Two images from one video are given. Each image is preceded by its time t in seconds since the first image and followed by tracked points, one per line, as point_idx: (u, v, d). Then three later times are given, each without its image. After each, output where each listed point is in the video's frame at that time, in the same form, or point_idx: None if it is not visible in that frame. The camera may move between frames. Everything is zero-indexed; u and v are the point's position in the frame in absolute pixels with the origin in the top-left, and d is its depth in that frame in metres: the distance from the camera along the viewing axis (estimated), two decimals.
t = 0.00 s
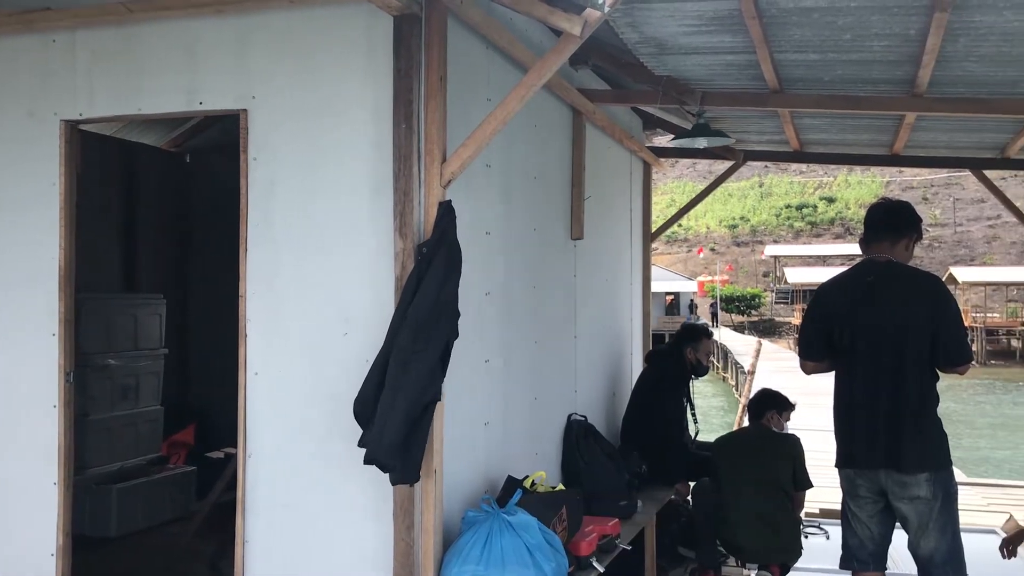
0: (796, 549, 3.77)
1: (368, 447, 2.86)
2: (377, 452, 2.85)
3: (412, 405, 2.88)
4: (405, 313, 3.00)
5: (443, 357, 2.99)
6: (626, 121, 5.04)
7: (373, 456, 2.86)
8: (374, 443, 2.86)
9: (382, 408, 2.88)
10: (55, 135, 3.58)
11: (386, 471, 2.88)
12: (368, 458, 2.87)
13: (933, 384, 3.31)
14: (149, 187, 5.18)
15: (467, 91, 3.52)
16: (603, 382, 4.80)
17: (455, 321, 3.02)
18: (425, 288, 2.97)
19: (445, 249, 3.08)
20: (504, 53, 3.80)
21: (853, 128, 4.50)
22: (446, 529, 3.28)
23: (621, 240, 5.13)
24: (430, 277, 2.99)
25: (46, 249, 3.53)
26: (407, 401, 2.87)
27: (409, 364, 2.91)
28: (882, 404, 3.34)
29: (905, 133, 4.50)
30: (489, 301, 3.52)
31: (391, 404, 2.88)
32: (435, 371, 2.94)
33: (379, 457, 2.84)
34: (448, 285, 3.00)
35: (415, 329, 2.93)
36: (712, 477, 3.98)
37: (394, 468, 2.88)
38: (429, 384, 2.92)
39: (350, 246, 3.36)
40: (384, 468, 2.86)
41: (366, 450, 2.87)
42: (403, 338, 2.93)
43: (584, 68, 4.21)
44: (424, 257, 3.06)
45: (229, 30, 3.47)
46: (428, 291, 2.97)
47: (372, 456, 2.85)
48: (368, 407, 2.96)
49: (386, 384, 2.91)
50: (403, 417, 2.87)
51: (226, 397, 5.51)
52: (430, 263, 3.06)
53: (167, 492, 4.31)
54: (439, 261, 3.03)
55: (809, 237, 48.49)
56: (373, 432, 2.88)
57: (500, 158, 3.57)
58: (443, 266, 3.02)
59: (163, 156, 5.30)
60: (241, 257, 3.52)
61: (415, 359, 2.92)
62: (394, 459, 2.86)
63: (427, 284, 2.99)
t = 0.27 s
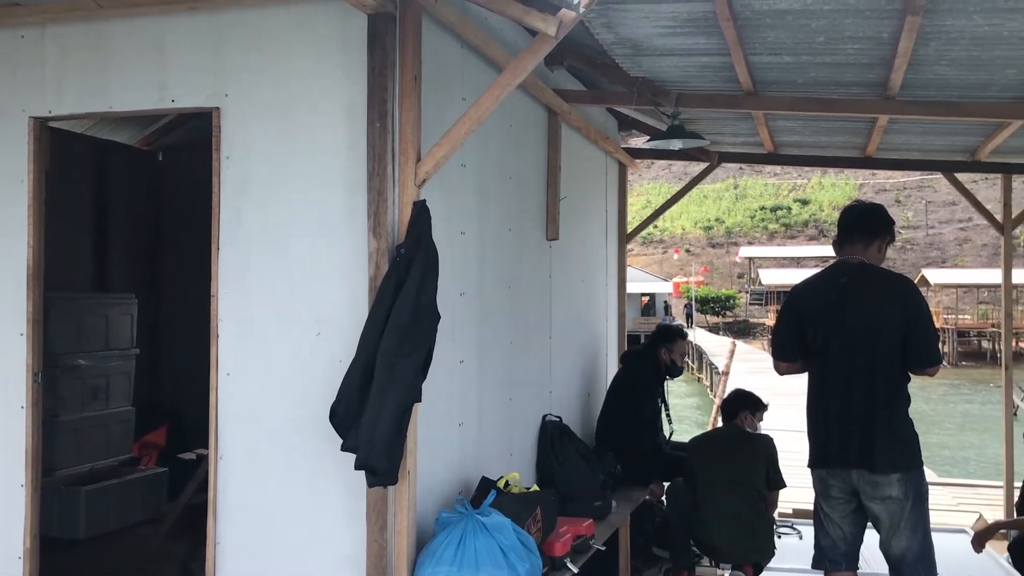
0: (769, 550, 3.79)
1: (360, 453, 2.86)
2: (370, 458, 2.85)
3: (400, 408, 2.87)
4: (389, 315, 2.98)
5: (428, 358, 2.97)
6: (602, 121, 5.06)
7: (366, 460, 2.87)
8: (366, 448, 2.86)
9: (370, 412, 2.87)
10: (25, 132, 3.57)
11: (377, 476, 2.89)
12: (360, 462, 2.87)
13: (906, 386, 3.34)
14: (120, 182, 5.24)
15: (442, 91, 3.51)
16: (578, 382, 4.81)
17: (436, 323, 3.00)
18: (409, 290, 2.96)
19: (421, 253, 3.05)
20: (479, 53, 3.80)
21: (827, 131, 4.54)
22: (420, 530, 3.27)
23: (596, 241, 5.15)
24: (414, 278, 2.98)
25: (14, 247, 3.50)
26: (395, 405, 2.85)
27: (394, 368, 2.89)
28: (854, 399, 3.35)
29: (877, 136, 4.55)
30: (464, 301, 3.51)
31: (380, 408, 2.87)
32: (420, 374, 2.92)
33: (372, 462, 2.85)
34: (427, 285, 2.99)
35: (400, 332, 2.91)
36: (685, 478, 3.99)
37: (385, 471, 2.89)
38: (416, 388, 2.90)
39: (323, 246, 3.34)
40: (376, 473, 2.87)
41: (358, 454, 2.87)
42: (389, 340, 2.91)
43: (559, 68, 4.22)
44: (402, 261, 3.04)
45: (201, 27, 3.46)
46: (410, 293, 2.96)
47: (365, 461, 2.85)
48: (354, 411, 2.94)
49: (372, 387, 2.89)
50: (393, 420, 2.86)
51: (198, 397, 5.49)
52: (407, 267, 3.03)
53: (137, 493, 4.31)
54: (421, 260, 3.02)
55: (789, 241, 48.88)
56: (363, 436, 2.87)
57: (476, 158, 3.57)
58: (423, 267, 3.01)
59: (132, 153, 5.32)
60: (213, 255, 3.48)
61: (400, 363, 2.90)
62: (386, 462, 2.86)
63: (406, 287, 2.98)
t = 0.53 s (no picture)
0: (743, 550, 3.82)
1: (354, 456, 2.80)
2: (365, 460, 2.80)
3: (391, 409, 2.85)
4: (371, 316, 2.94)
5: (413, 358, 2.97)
6: (578, 122, 5.08)
7: (359, 463, 2.81)
8: (360, 452, 2.80)
9: (361, 416, 2.81)
10: None
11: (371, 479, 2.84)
12: (354, 466, 2.81)
13: (877, 385, 3.37)
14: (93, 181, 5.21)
15: (419, 91, 3.50)
16: (554, 383, 4.82)
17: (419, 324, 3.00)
18: (392, 291, 2.93)
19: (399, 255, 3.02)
20: (456, 53, 3.81)
21: (801, 133, 4.57)
22: (395, 531, 3.25)
23: (573, 242, 5.16)
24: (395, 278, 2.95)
25: None
26: (387, 405, 2.83)
27: (383, 369, 2.86)
28: (825, 399, 3.38)
29: (851, 139, 4.59)
30: (440, 301, 3.50)
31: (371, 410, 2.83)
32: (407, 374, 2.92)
33: (368, 465, 2.80)
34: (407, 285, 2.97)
35: (386, 334, 2.88)
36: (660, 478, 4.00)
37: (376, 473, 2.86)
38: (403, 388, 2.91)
39: (298, 245, 3.32)
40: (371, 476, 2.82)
41: (351, 458, 2.81)
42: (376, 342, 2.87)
43: (536, 69, 4.22)
44: (380, 263, 3.00)
45: (176, 25, 3.44)
46: (392, 293, 2.93)
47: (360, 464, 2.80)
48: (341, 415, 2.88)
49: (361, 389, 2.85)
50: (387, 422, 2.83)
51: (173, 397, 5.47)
52: (386, 268, 3.00)
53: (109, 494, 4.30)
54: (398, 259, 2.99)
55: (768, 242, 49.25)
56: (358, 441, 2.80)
57: (453, 158, 3.56)
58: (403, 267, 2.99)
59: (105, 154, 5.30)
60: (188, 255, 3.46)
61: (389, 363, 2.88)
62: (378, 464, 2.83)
63: (384, 287, 2.95)
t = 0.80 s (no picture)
0: (718, 550, 3.83)
1: (334, 458, 2.77)
2: (344, 462, 2.78)
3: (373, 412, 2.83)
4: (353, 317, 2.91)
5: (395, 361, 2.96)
6: (556, 123, 5.09)
7: (338, 465, 2.78)
8: (339, 453, 2.78)
9: (341, 418, 2.79)
10: None
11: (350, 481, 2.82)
12: (332, 467, 2.78)
13: (852, 386, 3.39)
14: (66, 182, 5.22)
15: (396, 90, 3.49)
16: (531, 384, 4.81)
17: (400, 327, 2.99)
18: (371, 292, 2.91)
19: (376, 255, 3.00)
20: (434, 53, 3.80)
21: (777, 135, 4.60)
22: (371, 532, 3.24)
23: (550, 243, 5.17)
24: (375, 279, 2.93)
25: None
26: (369, 408, 2.81)
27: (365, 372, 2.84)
28: (800, 401, 3.39)
29: (826, 141, 4.63)
30: (417, 302, 3.49)
31: (353, 411, 2.80)
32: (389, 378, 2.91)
33: (347, 467, 2.77)
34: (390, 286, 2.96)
35: (367, 335, 2.87)
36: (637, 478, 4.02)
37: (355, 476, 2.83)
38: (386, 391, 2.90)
39: (273, 245, 3.29)
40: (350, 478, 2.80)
41: (330, 460, 2.78)
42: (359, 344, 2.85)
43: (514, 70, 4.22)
44: (358, 263, 2.96)
45: (151, 23, 3.42)
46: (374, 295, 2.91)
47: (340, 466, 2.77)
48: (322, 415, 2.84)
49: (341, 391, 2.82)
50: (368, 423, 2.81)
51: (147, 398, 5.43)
52: (364, 269, 2.96)
53: (81, 496, 4.26)
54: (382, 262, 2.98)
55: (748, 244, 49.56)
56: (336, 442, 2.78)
57: (430, 158, 3.55)
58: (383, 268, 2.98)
59: (75, 150, 5.30)
60: (162, 254, 3.42)
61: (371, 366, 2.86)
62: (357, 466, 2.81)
63: (361, 287, 2.93)
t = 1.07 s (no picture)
0: (696, 550, 3.84)
1: (301, 459, 2.76)
2: (312, 463, 2.77)
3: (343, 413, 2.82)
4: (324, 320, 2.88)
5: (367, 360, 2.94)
6: (535, 124, 5.09)
7: (306, 465, 2.78)
8: (306, 454, 2.77)
9: (310, 418, 2.77)
10: None
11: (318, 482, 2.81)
12: (299, 468, 2.77)
13: (828, 387, 3.41)
14: (39, 182, 5.18)
15: (374, 90, 3.47)
16: (510, 385, 4.81)
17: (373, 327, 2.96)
18: (345, 294, 2.89)
19: (353, 255, 2.98)
20: (412, 53, 3.79)
21: (755, 137, 4.63)
22: (348, 534, 3.22)
23: (529, 244, 5.17)
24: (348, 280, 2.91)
25: None
26: (338, 409, 2.79)
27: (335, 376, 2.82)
28: (777, 401, 3.41)
29: (803, 143, 4.66)
30: (395, 303, 3.47)
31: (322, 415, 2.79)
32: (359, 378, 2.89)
33: (314, 468, 2.77)
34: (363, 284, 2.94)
35: (338, 335, 2.85)
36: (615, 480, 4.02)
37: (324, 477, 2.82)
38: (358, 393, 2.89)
39: (250, 246, 3.26)
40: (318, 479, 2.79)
41: (297, 461, 2.77)
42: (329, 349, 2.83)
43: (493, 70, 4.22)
44: (333, 262, 2.94)
45: (126, 21, 3.38)
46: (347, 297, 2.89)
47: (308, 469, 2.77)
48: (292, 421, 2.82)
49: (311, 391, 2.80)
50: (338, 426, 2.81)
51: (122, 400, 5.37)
52: (339, 268, 2.94)
53: (55, 499, 4.21)
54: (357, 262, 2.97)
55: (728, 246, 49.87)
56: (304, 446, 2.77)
57: (409, 159, 3.53)
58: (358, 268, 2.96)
59: (49, 149, 5.20)
60: (137, 254, 3.38)
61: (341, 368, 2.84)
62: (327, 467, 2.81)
63: (336, 287, 2.90)
